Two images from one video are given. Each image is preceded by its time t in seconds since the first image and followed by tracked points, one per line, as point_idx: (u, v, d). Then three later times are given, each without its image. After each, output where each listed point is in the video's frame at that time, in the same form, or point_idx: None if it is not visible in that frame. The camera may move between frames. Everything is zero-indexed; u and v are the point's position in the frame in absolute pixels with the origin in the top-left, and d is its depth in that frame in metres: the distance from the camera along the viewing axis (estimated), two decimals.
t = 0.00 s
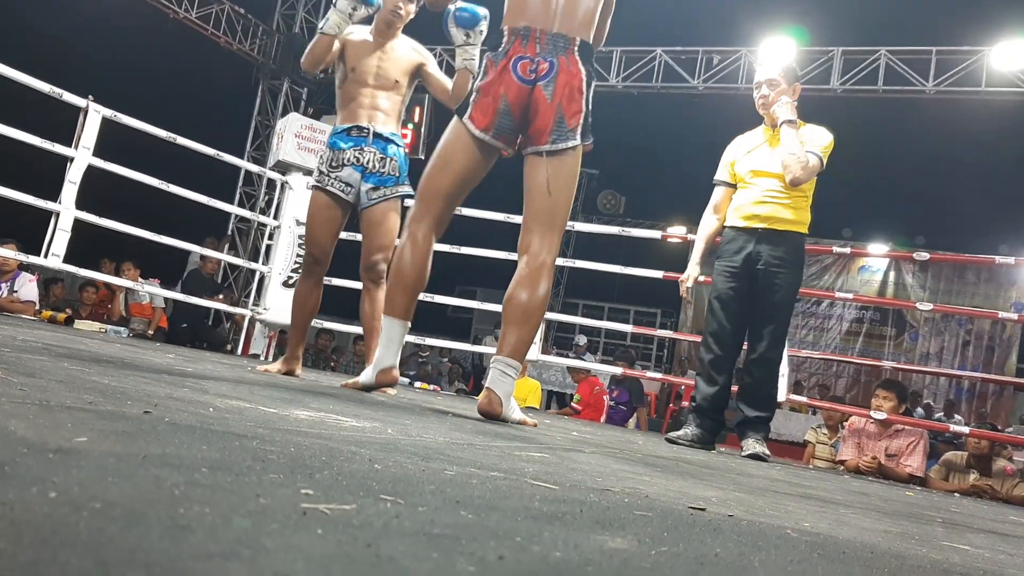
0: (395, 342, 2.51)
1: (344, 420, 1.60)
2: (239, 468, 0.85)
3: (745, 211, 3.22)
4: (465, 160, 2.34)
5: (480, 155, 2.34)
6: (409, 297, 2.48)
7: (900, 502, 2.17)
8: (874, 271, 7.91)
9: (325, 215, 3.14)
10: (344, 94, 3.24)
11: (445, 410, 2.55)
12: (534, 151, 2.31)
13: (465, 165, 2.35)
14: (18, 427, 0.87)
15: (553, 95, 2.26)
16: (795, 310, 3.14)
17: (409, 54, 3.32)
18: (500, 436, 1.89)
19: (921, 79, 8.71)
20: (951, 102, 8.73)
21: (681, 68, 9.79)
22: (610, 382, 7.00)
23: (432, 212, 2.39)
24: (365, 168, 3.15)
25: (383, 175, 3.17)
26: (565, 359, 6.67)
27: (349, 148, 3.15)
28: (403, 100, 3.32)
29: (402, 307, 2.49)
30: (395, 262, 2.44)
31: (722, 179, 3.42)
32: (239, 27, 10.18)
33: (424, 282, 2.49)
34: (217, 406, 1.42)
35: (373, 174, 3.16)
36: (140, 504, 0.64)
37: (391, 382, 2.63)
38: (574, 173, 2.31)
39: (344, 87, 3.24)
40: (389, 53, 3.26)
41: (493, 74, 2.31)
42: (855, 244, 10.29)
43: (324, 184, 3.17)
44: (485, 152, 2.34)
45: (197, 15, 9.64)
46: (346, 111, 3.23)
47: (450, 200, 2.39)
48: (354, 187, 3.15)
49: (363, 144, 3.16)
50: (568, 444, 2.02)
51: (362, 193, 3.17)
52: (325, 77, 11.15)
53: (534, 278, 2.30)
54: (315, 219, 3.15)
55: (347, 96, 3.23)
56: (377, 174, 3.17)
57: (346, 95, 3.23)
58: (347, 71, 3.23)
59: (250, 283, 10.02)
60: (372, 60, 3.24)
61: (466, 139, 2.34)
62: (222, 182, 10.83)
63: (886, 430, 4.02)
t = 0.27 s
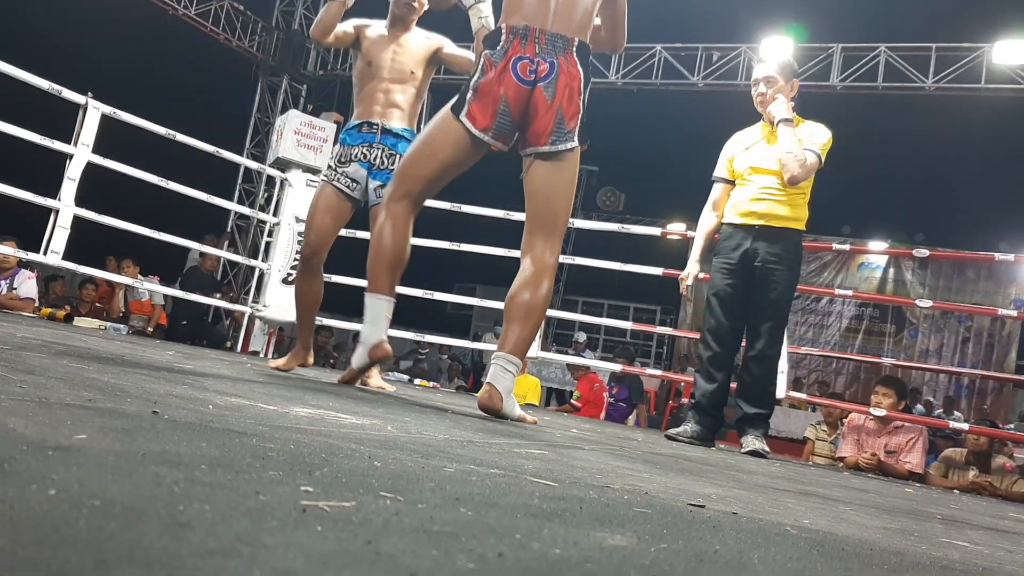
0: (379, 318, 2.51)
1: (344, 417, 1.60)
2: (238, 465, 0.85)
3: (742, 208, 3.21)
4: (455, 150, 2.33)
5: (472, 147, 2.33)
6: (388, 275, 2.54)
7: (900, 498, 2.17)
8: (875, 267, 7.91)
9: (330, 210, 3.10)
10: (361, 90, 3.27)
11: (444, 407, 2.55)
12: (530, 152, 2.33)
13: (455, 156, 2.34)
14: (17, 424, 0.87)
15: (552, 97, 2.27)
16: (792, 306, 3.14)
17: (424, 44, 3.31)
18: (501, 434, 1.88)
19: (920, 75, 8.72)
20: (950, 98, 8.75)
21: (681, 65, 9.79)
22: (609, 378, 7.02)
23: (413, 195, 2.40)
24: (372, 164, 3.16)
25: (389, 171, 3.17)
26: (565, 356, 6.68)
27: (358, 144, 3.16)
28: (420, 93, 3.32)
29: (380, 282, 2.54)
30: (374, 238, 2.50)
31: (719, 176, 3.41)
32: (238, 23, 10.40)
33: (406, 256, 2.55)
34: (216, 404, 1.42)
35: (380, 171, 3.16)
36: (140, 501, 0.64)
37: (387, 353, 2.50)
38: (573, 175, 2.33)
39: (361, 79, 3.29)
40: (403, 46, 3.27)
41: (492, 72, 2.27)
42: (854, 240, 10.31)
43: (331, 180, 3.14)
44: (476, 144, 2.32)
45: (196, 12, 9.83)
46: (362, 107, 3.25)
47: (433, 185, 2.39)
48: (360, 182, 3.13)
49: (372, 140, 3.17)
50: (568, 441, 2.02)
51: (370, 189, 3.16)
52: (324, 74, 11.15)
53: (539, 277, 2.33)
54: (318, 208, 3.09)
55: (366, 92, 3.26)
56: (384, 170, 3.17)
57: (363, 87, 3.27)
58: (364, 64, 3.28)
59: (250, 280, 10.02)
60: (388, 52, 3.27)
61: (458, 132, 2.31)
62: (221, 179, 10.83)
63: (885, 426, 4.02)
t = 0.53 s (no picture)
0: (317, 323, 2.42)
1: (344, 414, 1.60)
2: (238, 462, 0.86)
3: (741, 205, 3.21)
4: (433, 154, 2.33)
5: (447, 150, 2.34)
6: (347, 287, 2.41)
7: (899, 496, 2.17)
8: (874, 265, 7.91)
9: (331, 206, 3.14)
10: (350, 90, 3.23)
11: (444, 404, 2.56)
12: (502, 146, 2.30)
13: (429, 158, 2.33)
14: (17, 421, 0.87)
15: (515, 88, 2.26)
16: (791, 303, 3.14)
17: (412, 44, 3.30)
18: (500, 431, 1.88)
19: (920, 73, 8.72)
20: (949, 96, 8.75)
21: (681, 62, 9.80)
22: (609, 375, 7.03)
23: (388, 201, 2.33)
24: (368, 155, 3.16)
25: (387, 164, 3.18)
26: (564, 353, 6.69)
27: (353, 137, 3.16)
28: (408, 90, 3.32)
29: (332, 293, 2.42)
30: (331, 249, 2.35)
31: (720, 173, 3.42)
32: (237, 21, 10.35)
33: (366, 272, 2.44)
34: (215, 400, 1.42)
35: (378, 164, 3.18)
36: (139, 498, 0.64)
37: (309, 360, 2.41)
38: (549, 169, 2.29)
39: (348, 79, 3.24)
40: (390, 44, 3.23)
41: (455, 67, 2.30)
42: (854, 238, 10.33)
43: (328, 173, 3.19)
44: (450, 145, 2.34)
45: (196, 9, 9.78)
46: (352, 103, 3.23)
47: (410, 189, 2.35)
48: (357, 175, 3.17)
49: (367, 133, 3.16)
50: (567, 439, 2.02)
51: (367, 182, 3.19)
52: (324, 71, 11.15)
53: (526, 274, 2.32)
54: (322, 207, 3.17)
55: (352, 92, 3.23)
56: (381, 164, 3.19)
57: (351, 87, 3.24)
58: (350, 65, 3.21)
59: (250, 278, 10.03)
60: (373, 51, 3.21)
61: (433, 134, 2.33)
62: (221, 176, 10.85)
63: (885, 423, 4.01)
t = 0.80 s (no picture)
0: (304, 329, 2.49)
1: (343, 410, 1.60)
2: (238, 459, 0.86)
3: (743, 201, 3.21)
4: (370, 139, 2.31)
5: (386, 133, 2.31)
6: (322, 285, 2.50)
7: (898, 492, 2.17)
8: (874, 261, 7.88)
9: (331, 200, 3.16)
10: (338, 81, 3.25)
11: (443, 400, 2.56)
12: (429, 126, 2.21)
13: (368, 145, 2.32)
14: (16, 418, 0.87)
15: (437, 64, 2.16)
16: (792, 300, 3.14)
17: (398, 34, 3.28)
18: (499, 427, 1.89)
19: (920, 69, 8.71)
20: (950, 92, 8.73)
21: (680, 59, 9.76)
22: (609, 372, 7.04)
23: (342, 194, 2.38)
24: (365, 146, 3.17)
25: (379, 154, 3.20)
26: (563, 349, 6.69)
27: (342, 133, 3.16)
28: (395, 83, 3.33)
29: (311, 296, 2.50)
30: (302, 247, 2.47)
31: (721, 168, 3.40)
32: (237, 17, 10.25)
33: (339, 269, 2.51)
34: (215, 396, 1.41)
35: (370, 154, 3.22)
36: (139, 494, 0.64)
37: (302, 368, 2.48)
38: (493, 144, 2.15)
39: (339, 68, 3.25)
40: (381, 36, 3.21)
41: (382, 47, 2.24)
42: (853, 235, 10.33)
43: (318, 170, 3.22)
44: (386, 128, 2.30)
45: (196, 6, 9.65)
46: (341, 94, 3.24)
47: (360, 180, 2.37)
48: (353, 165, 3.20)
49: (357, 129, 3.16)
50: (566, 434, 2.02)
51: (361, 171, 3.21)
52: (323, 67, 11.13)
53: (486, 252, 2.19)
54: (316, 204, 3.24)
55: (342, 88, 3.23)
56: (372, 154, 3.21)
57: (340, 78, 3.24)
58: (341, 56, 3.20)
59: (249, 274, 10.03)
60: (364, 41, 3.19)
61: (367, 119, 2.30)
62: (220, 172, 10.84)
63: (884, 420, 4.02)
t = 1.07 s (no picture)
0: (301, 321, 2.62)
1: (342, 401, 1.60)
2: (236, 450, 0.85)
3: (745, 193, 3.20)
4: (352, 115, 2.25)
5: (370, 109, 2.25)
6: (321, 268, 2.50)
7: (896, 483, 2.17)
8: (873, 252, 7.78)
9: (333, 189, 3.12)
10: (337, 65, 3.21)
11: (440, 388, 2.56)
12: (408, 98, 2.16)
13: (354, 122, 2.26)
14: (14, 409, 0.86)
15: (418, 34, 2.14)
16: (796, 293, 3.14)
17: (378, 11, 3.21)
18: (498, 418, 1.88)
19: (920, 60, 8.68)
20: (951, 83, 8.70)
21: (681, 49, 9.71)
22: (608, 363, 7.05)
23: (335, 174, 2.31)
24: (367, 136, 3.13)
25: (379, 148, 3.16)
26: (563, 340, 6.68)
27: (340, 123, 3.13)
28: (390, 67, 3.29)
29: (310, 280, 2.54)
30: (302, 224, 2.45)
31: (723, 158, 3.40)
32: (236, 7, 10.20)
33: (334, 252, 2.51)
34: (214, 388, 1.41)
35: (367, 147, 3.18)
36: (134, 486, 0.64)
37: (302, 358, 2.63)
38: (463, 117, 2.10)
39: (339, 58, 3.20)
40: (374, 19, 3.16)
41: (364, 20, 2.21)
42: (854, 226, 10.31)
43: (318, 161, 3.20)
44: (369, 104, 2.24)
45: None
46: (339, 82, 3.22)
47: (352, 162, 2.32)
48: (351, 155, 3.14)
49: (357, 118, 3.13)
50: (565, 425, 2.02)
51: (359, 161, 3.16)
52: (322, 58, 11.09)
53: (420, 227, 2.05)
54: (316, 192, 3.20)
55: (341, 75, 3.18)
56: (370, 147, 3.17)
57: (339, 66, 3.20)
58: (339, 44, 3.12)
59: (248, 265, 10.02)
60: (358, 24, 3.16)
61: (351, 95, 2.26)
62: (219, 163, 10.81)
63: (883, 411, 4.03)
